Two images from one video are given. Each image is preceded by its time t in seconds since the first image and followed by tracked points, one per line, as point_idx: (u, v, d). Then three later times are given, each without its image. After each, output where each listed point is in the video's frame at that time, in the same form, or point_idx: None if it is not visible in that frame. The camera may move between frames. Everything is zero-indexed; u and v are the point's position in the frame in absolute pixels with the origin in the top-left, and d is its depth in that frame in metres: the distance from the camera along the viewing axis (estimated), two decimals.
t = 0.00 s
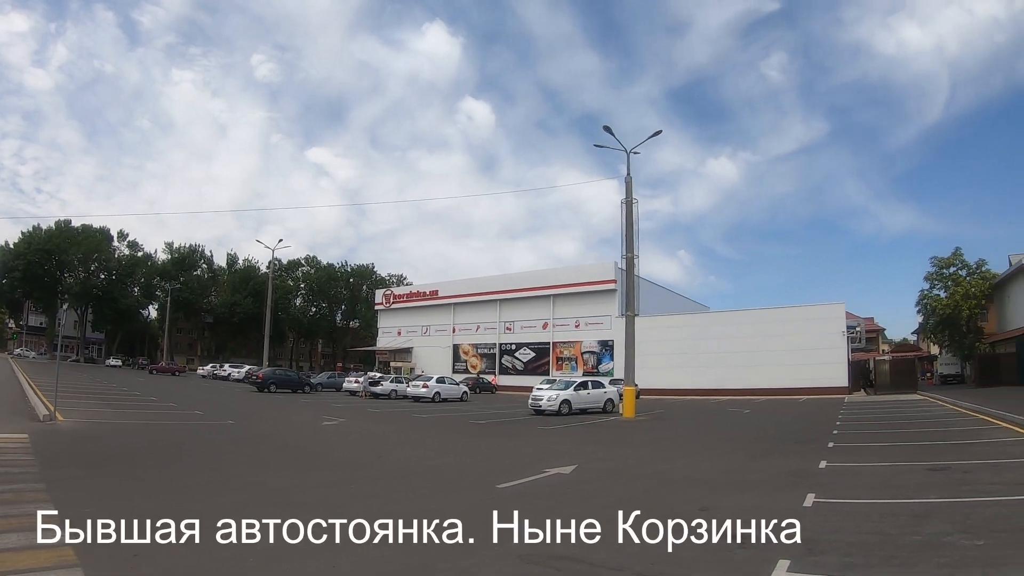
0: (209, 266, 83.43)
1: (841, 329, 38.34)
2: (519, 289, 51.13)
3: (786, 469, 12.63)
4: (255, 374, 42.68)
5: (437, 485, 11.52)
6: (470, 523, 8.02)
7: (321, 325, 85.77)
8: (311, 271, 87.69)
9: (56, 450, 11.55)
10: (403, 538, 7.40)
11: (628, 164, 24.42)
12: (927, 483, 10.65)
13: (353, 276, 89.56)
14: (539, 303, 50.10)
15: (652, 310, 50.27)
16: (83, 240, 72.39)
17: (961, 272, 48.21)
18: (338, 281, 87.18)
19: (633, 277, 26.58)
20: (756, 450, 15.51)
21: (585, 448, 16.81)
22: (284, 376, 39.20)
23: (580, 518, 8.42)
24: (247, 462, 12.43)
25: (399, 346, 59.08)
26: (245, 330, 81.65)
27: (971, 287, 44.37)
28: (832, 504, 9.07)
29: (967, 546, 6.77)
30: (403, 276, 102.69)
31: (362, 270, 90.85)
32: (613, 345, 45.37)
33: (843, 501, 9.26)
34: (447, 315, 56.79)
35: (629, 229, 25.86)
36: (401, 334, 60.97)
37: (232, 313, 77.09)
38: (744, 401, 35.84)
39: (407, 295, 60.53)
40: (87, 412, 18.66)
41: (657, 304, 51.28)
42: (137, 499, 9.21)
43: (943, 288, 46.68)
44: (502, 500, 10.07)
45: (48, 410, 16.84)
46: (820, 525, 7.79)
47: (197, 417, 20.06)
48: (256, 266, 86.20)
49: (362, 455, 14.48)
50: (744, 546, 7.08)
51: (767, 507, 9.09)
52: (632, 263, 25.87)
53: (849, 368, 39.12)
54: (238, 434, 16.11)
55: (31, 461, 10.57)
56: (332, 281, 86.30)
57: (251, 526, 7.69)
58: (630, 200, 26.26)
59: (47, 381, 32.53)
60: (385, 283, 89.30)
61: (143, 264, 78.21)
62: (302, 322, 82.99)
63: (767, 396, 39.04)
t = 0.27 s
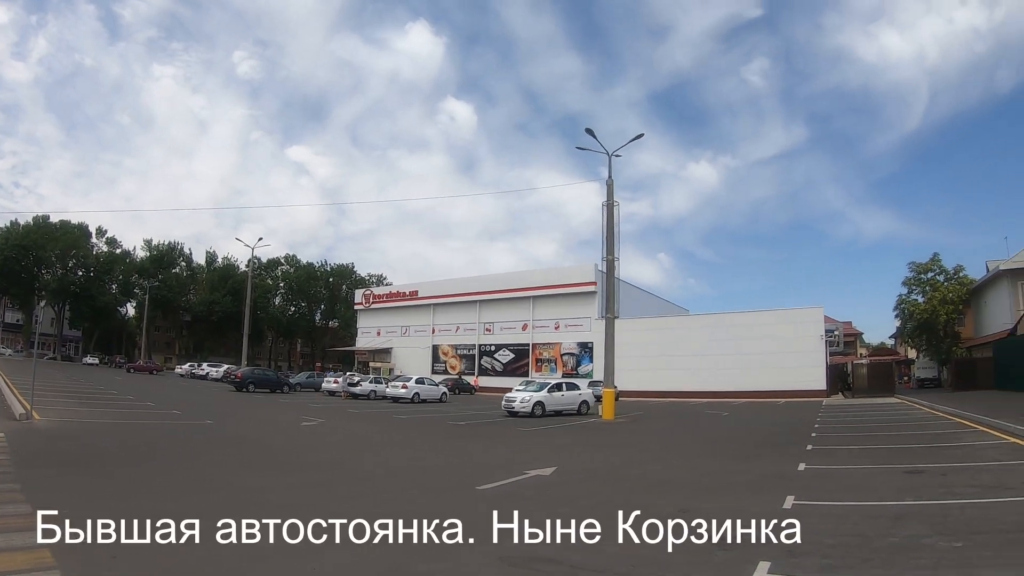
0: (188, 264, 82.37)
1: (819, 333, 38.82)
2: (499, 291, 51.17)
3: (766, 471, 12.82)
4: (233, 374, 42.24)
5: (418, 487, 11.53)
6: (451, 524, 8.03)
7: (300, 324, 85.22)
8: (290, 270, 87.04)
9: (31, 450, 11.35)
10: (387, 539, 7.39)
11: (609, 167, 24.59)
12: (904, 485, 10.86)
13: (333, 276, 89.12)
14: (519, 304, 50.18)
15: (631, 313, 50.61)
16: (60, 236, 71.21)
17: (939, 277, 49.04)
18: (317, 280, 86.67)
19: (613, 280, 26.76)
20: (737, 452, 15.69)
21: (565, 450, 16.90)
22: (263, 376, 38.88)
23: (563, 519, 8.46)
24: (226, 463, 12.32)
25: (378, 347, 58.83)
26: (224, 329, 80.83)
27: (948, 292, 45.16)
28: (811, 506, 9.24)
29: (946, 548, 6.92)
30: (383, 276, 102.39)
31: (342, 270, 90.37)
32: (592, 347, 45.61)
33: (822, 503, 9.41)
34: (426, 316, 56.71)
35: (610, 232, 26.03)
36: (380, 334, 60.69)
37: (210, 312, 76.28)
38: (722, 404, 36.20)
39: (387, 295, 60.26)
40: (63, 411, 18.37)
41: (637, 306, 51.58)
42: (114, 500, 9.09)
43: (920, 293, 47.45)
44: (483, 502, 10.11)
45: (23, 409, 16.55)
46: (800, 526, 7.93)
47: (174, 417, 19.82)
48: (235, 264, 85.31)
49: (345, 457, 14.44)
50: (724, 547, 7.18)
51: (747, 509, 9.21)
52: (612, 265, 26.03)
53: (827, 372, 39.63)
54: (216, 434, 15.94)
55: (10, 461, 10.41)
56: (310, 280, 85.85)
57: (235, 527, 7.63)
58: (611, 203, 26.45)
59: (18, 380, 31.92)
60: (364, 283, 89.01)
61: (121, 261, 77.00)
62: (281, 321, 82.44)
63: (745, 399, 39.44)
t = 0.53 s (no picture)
0: (164, 263, 80.97)
1: (794, 337, 39.33)
2: (477, 293, 51.22)
3: (743, 474, 13.00)
4: (209, 374, 41.83)
5: (398, 489, 11.52)
6: (433, 525, 8.02)
7: (276, 325, 84.53)
8: (268, 269, 86.22)
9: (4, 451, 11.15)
10: (372, 539, 7.40)
11: (589, 170, 24.79)
12: (880, 487, 11.08)
13: (311, 276, 87.57)
14: (496, 306, 50.24)
15: (608, 315, 50.94)
16: (35, 232, 70.02)
17: (915, 282, 49.92)
18: (295, 280, 85.68)
19: (590, 283, 26.92)
20: (715, 455, 15.87)
21: (544, 452, 16.97)
22: (239, 376, 38.53)
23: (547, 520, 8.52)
24: (205, 465, 12.18)
25: (355, 348, 58.52)
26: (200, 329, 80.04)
27: (924, 297, 45.95)
28: (787, 508, 9.41)
29: (922, 549, 7.10)
30: (361, 278, 102.05)
31: (319, 271, 88.71)
32: (569, 350, 45.89)
33: (799, 505, 9.57)
34: (403, 317, 56.60)
35: (588, 235, 26.22)
36: (357, 335, 60.35)
37: (187, 311, 75.24)
38: (699, 406, 36.58)
39: (364, 296, 59.94)
40: (34, 411, 18.01)
41: (613, 309, 51.94)
42: (93, 502, 8.95)
43: (896, 297, 48.25)
44: (463, 504, 10.13)
45: None
46: (771, 528, 8.03)
47: (150, 417, 19.55)
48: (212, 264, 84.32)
49: (325, 459, 14.36)
50: (702, 549, 7.29)
51: (724, 510, 9.33)
52: (590, 268, 26.21)
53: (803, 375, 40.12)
54: (192, 435, 15.74)
55: None
56: (288, 280, 84.91)
57: (187, 531, 7.51)
58: (589, 206, 26.62)
59: None
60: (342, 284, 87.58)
61: (97, 259, 75.50)
62: (258, 322, 81.81)
63: (720, 402, 39.83)
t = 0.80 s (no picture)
0: (134, 261, 79.92)
1: (764, 341, 39.96)
2: (449, 294, 51.17)
3: (715, 476, 13.22)
4: (179, 375, 41.19)
5: (374, 491, 11.48)
6: (403, 527, 7.96)
7: (247, 325, 83.58)
8: (238, 269, 85.20)
9: None
10: (352, 540, 7.35)
11: (564, 174, 24.98)
12: (850, 489, 11.35)
13: (282, 276, 86.99)
14: (468, 308, 50.28)
15: (580, 318, 51.29)
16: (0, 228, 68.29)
17: (885, 287, 51.01)
18: (266, 280, 84.76)
19: (563, 286, 27.09)
20: (688, 457, 16.08)
21: (518, 454, 17.05)
22: (209, 377, 37.99)
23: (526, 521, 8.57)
24: (178, 468, 12.00)
25: (326, 348, 57.97)
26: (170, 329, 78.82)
27: (893, 301, 46.93)
28: (759, 509, 9.61)
29: (893, 549, 7.31)
30: (332, 279, 101.41)
31: (291, 271, 88.17)
32: (541, 352, 46.13)
33: (771, 507, 9.76)
34: (375, 318, 56.29)
35: (561, 238, 26.40)
36: (328, 337, 59.85)
37: (156, 310, 73.95)
38: (670, 409, 36.98)
39: (336, 297, 59.46)
40: None
41: (584, 312, 52.23)
42: (63, 504, 8.75)
43: (865, 302, 49.22)
44: (437, 506, 10.12)
45: None
46: (750, 528, 8.19)
47: (118, 419, 19.18)
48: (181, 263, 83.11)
49: (301, 462, 14.26)
50: (676, 551, 7.33)
51: (728, 511, 9.46)
52: (562, 271, 26.38)
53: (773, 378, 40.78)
54: (162, 437, 15.48)
55: None
56: (258, 280, 83.95)
57: (187, 531, 7.43)
58: (563, 209, 26.80)
59: None
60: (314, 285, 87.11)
61: (66, 256, 73.88)
62: (229, 322, 80.85)
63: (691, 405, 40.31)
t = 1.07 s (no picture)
0: (105, 259, 78.60)
1: (735, 344, 40.51)
2: (421, 296, 51.00)
3: (685, 478, 13.41)
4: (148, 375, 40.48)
5: (346, 493, 11.37)
6: (403, 526, 7.97)
7: (218, 325, 82.39)
8: (209, 268, 83.92)
9: None
10: (338, 541, 7.28)
11: (537, 177, 25.10)
12: (820, 491, 11.57)
13: (253, 276, 85.89)
14: (439, 310, 50.21)
15: (551, 320, 51.55)
16: None
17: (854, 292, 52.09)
18: (238, 280, 83.31)
19: (535, 288, 27.21)
20: (660, 459, 16.26)
21: (492, 456, 17.06)
22: (179, 377, 37.40)
23: (513, 522, 8.56)
24: (148, 470, 11.73)
25: (297, 349, 57.36)
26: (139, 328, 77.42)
27: (862, 306, 47.92)
28: (731, 510, 9.76)
29: (863, 550, 7.47)
30: (304, 278, 100.52)
31: (262, 269, 87.04)
32: (512, 354, 46.27)
33: (741, 508, 9.89)
34: (347, 319, 55.88)
35: (534, 240, 26.53)
36: (299, 337, 59.22)
37: (125, 309, 72.60)
38: (642, 411, 37.35)
39: (307, 297, 58.86)
40: None
41: (555, 314, 52.49)
42: (46, 504, 8.57)
43: (835, 307, 50.24)
44: (408, 507, 10.04)
45: None
46: (750, 529, 8.34)
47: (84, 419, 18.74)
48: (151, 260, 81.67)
49: (274, 464, 14.10)
50: (648, 553, 7.29)
51: (731, 512, 9.56)
52: (535, 273, 26.51)
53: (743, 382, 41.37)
54: (131, 438, 15.17)
55: None
56: (230, 279, 82.46)
57: (187, 531, 7.35)
58: (535, 212, 26.93)
59: None
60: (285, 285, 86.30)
61: (34, 253, 71.74)
62: (200, 322, 79.65)
63: (662, 407, 40.73)
